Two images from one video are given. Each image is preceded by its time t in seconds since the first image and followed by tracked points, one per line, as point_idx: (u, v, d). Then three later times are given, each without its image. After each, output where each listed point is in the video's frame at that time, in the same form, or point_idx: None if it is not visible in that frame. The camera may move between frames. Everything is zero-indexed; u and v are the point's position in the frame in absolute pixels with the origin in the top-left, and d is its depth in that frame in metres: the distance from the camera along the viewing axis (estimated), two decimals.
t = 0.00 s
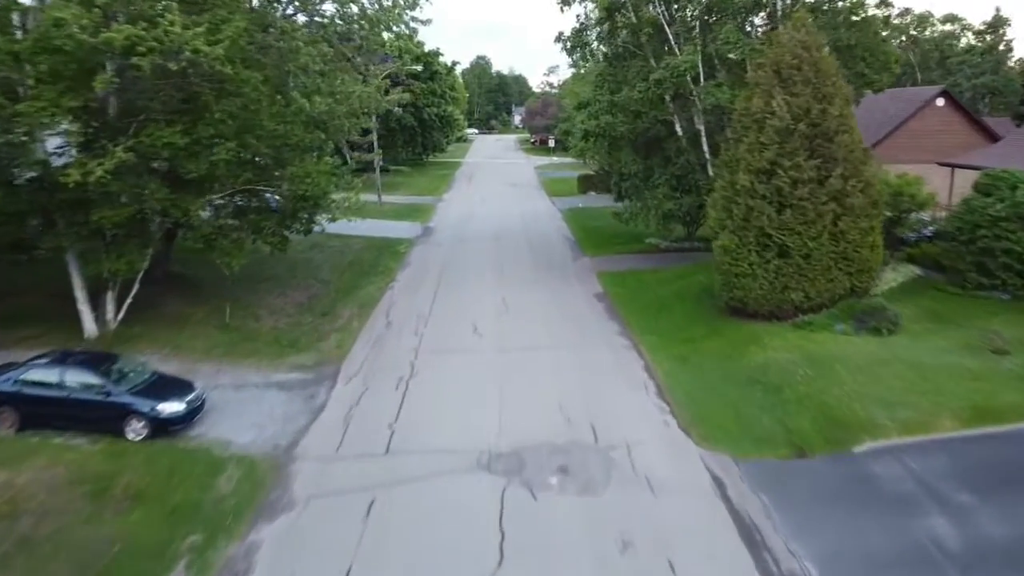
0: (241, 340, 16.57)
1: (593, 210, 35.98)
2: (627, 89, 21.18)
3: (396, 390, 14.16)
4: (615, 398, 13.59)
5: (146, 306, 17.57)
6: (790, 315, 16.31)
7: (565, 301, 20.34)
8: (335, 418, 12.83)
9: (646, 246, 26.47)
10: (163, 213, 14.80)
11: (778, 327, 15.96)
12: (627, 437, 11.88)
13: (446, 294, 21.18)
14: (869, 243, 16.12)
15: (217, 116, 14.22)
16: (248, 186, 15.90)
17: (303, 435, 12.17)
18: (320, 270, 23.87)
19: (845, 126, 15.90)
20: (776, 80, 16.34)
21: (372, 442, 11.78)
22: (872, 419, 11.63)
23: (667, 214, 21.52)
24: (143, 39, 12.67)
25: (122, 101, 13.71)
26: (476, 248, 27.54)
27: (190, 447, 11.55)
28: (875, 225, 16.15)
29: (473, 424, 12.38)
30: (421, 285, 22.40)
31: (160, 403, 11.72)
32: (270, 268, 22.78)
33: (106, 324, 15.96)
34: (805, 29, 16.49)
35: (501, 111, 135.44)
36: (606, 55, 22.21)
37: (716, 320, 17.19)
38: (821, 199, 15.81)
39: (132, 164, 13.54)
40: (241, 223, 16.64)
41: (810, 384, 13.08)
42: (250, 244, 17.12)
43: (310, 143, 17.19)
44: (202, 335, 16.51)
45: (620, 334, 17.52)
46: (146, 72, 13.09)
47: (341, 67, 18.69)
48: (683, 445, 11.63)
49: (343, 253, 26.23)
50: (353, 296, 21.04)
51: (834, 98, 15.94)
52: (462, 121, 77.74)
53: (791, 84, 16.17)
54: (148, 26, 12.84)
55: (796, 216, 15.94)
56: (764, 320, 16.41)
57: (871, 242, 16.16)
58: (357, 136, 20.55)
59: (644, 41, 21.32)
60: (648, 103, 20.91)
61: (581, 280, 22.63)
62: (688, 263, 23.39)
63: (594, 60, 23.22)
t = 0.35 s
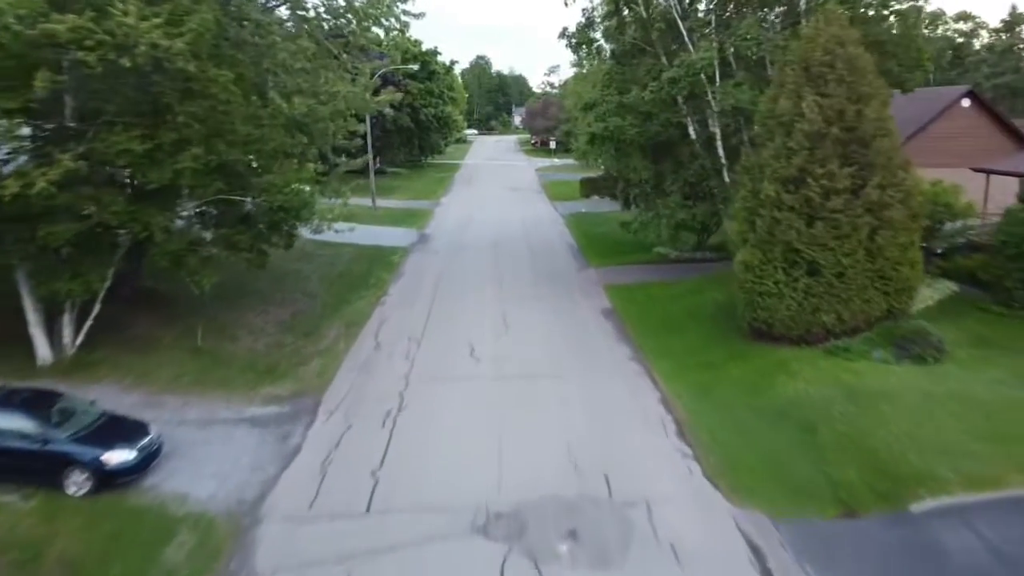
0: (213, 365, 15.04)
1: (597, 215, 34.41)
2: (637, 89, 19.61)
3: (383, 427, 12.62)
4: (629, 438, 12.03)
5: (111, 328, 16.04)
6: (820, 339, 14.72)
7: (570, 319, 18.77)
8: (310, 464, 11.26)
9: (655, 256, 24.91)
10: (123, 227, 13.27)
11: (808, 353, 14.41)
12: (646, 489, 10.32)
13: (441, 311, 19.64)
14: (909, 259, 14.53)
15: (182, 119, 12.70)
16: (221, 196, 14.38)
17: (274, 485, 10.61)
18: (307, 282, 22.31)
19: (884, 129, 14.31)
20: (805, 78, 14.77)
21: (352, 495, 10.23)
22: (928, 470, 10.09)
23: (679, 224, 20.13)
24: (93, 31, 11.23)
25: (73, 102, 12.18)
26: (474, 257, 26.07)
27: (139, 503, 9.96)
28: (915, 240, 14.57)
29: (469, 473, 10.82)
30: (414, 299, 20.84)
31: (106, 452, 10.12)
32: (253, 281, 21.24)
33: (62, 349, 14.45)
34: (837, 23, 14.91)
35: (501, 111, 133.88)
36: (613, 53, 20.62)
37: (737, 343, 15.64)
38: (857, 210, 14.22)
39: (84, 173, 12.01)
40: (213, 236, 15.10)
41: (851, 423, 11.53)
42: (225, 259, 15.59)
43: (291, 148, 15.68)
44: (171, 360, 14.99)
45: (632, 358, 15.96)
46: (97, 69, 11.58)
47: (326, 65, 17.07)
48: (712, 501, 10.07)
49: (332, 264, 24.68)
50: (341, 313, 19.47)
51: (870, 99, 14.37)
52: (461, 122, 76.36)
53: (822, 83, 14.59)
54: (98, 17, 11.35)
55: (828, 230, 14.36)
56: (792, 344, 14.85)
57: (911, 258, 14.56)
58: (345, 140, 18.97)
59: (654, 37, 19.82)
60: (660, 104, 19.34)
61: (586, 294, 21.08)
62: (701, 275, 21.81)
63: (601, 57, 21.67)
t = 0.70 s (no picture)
0: (184, 393, 13.67)
1: (600, 220, 33.08)
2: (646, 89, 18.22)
3: (368, 467, 11.26)
4: (645, 483, 10.69)
5: (73, 349, 14.67)
6: (852, 364, 13.35)
7: (575, 337, 17.42)
8: (282, 515, 9.89)
9: (663, 265, 23.55)
10: (77, 243, 11.89)
11: (839, 380, 13.06)
12: (668, 551, 8.97)
13: (436, 327, 18.28)
14: (950, 276, 13.17)
15: (143, 122, 11.32)
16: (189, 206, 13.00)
17: (240, 543, 9.24)
18: (294, 295, 20.94)
19: (924, 133, 12.93)
20: (837, 76, 13.38)
21: (328, 558, 8.87)
22: (995, 531, 8.72)
23: (693, 233, 18.74)
24: (35, 22, 9.84)
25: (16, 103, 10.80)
26: (473, 265, 24.72)
27: (79, 568, 8.59)
28: (957, 255, 13.22)
29: (464, 529, 9.49)
30: (407, 314, 19.48)
31: (40, 509, 8.75)
32: (236, 294, 19.89)
33: (15, 376, 13.10)
34: (872, 14, 13.51)
35: (501, 111, 132.53)
36: (620, 50, 19.22)
37: (759, 367, 14.31)
38: (895, 222, 12.84)
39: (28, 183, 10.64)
40: (183, 250, 13.72)
41: (898, 468, 10.16)
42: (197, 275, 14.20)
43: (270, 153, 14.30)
44: (136, 386, 13.61)
45: (643, 382, 14.62)
46: (41, 65, 10.20)
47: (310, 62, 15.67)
48: (743, 565, 8.71)
49: (321, 274, 23.31)
50: (328, 330, 18.11)
51: (909, 99, 12.99)
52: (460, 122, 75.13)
53: (856, 82, 13.20)
54: (40, 6, 9.95)
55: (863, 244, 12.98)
56: (820, 370, 13.51)
57: (952, 275, 13.21)
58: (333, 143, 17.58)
59: (667, 33, 18.43)
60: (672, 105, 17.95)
61: (591, 308, 19.74)
62: (714, 288, 20.46)
63: (606, 55, 20.20)
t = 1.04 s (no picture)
0: (144, 430, 12.15)
1: (604, 226, 31.62)
2: (659, 88, 16.71)
3: (348, 523, 9.75)
4: (670, 547, 9.24)
5: (23, 380, 13.14)
6: (896, 398, 11.91)
7: (581, 360, 15.96)
8: None
9: (673, 276, 22.06)
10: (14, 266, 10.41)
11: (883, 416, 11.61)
12: None
13: (429, 348, 16.79)
14: (1006, 299, 11.81)
15: (88, 126, 9.81)
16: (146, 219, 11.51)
17: None
18: (277, 310, 19.41)
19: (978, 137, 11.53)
20: (878, 72, 11.87)
21: None
22: None
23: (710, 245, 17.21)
24: None
25: None
26: (470, 276, 23.24)
27: None
28: (1013, 275, 11.86)
29: None
30: (398, 332, 17.98)
31: None
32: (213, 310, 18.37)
33: None
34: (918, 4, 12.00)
35: (501, 111, 131.09)
36: (629, 46, 17.72)
37: (789, 399, 12.85)
38: (946, 239, 11.39)
39: None
40: (143, 270, 12.21)
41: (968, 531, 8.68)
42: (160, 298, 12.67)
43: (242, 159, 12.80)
44: (90, 423, 12.09)
45: (660, 415, 13.15)
46: None
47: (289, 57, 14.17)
48: None
49: (308, 286, 21.80)
50: (311, 351, 16.60)
51: (961, 99, 11.53)
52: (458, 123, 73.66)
53: (900, 79, 11.71)
54: None
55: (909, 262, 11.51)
56: (860, 404, 12.07)
57: (1008, 298, 11.85)
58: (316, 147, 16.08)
59: (681, 27, 16.91)
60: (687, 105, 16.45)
61: (598, 325, 18.27)
62: (729, 302, 19.02)
63: (614, 51, 18.68)
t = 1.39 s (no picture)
0: (95, 473, 10.76)
1: (609, 231, 30.24)
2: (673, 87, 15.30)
3: None
4: None
5: None
6: (949, 438, 10.53)
7: (588, 385, 14.56)
8: None
9: (684, 289, 20.66)
10: None
11: (936, 459, 10.23)
12: None
13: (421, 369, 15.38)
14: None
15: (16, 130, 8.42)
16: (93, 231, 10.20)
17: None
18: (258, 327, 18.00)
19: None
20: (929, 67, 10.45)
21: None
22: None
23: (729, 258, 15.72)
24: None
25: None
26: (468, 287, 21.87)
27: None
28: None
29: None
30: (388, 351, 16.56)
31: None
32: (188, 327, 16.98)
33: None
34: None
35: (501, 112, 129.73)
36: (638, 41, 16.31)
37: (824, 435, 11.47)
38: (1008, 257, 10.04)
39: None
40: (96, 293, 10.80)
41: None
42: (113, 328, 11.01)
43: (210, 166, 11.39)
44: (34, 468, 10.71)
45: (679, 452, 11.78)
46: None
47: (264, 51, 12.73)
48: None
49: (294, 300, 20.39)
50: (293, 375, 15.18)
51: None
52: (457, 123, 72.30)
53: (954, 75, 10.30)
54: None
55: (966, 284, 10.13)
56: (906, 443, 10.69)
57: None
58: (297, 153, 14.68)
59: (697, 20, 15.49)
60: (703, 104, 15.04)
61: (605, 343, 16.87)
62: (747, 317, 17.64)
63: (623, 47, 17.27)
